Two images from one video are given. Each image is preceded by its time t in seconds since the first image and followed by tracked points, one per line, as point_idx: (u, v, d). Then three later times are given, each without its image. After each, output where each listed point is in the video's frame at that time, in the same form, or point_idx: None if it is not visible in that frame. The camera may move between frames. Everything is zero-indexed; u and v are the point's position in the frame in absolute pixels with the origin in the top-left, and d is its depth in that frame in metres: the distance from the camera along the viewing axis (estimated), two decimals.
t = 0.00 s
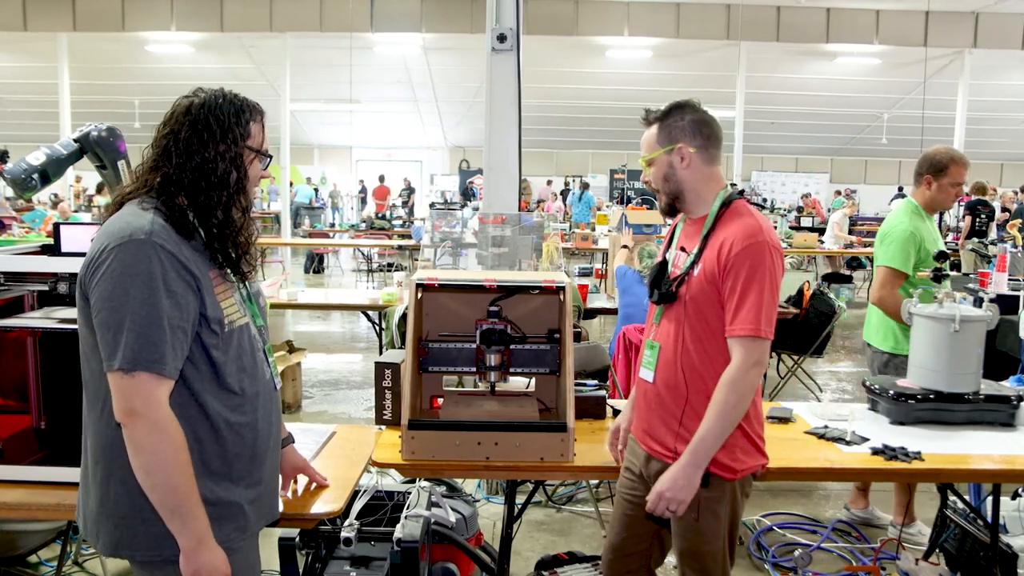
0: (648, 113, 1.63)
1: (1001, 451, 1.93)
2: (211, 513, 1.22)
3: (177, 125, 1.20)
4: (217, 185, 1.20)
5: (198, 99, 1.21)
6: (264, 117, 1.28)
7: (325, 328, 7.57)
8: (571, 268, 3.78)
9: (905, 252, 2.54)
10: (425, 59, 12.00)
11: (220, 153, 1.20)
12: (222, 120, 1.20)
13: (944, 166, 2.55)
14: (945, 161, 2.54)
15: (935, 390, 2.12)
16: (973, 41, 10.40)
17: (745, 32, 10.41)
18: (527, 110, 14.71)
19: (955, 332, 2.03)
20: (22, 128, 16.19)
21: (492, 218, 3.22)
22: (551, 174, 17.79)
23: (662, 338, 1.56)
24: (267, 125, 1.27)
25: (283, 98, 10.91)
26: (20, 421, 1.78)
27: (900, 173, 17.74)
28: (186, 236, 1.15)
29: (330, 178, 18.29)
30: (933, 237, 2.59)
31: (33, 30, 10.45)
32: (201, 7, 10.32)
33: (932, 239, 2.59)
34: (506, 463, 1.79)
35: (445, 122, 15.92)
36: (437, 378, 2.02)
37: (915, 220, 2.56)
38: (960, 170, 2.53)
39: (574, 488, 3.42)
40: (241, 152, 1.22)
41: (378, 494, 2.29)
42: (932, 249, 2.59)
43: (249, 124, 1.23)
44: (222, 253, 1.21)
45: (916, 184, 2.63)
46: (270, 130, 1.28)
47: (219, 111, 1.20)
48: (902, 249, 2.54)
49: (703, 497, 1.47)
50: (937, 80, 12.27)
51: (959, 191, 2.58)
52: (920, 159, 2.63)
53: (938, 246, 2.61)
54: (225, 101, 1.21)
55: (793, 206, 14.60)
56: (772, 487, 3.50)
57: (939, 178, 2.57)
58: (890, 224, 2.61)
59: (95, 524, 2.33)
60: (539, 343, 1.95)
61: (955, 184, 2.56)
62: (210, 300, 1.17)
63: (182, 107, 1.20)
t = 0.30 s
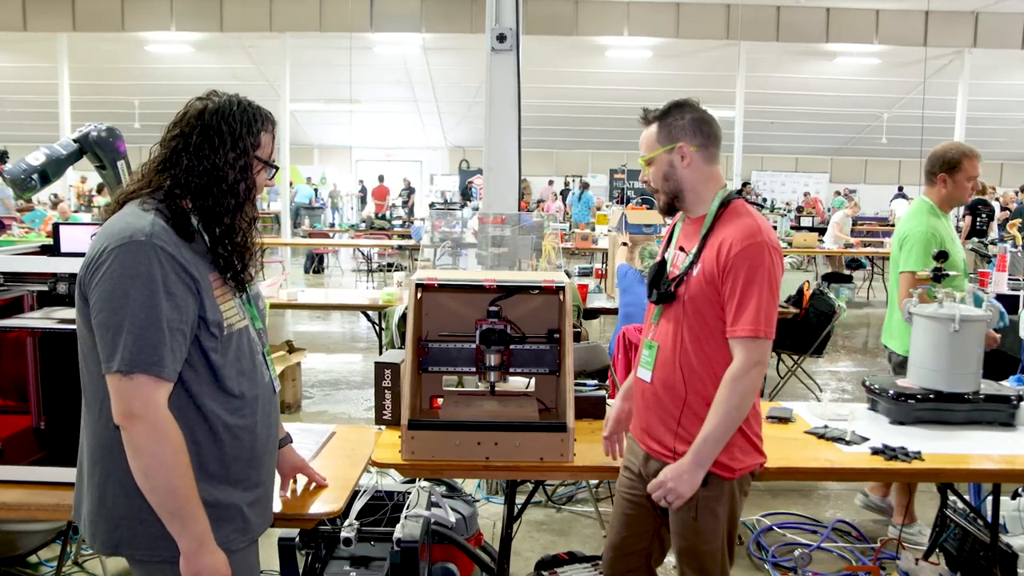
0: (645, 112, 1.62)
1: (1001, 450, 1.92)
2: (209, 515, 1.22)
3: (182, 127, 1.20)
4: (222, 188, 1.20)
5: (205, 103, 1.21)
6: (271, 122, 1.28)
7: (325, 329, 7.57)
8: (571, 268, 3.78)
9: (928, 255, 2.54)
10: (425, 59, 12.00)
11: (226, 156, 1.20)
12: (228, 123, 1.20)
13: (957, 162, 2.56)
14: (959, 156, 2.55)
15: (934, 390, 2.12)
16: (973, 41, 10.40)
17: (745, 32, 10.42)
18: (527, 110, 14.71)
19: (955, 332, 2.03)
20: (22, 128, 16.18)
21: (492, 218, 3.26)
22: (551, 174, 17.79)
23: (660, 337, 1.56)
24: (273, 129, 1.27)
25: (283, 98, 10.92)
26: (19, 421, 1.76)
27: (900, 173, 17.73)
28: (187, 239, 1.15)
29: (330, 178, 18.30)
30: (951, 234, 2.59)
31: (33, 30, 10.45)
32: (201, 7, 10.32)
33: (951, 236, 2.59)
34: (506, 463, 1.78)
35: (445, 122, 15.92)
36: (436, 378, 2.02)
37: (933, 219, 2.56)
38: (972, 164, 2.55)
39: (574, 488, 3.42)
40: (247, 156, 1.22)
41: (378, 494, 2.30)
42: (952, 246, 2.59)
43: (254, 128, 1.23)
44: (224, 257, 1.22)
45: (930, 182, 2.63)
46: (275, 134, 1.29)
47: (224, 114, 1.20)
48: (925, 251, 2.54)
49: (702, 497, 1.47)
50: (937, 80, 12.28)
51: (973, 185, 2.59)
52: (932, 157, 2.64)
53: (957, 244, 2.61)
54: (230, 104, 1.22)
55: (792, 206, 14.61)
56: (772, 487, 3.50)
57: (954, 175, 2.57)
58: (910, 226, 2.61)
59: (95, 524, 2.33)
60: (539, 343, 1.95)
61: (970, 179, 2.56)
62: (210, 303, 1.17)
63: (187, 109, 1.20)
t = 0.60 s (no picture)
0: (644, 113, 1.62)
1: (1002, 450, 1.92)
2: (208, 516, 1.22)
3: (180, 129, 1.19)
4: (219, 191, 1.20)
5: (201, 105, 1.20)
6: (269, 124, 1.27)
7: (325, 329, 7.56)
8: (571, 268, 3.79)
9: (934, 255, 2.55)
10: (425, 59, 12.01)
11: (227, 159, 1.20)
12: (227, 126, 1.20)
13: (969, 161, 2.55)
14: (970, 155, 2.54)
15: (934, 390, 2.12)
16: (973, 41, 10.41)
17: (745, 31, 10.42)
18: (527, 110, 14.70)
19: (955, 332, 2.03)
20: (22, 128, 16.18)
21: (491, 218, 3.27)
22: (551, 174, 17.79)
23: (660, 337, 1.57)
24: (273, 131, 1.27)
25: (282, 97, 10.92)
26: (19, 421, 1.76)
27: (900, 172, 17.72)
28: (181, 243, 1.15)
29: (330, 178, 18.29)
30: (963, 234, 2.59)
31: (33, 31, 10.45)
32: (201, 7, 10.32)
33: (963, 236, 2.59)
34: (506, 462, 1.78)
35: (445, 121, 15.93)
36: (436, 378, 2.01)
37: (946, 219, 2.56)
38: (984, 162, 2.54)
39: (574, 488, 3.42)
40: (245, 158, 1.22)
41: (378, 495, 2.29)
42: (964, 246, 2.59)
43: (252, 129, 1.23)
44: (223, 260, 1.22)
45: (942, 182, 2.63)
46: (273, 134, 1.28)
47: (224, 115, 1.20)
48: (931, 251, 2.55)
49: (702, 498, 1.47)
50: (937, 80, 12.28)
51: (985, 183, 2.58)
52: (944, 156, 2.63)
53: (970, 243, 2.61)
54: (226, 104, 1.21)
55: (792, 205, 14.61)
56: (772, 487, 3.50)
57: (966, 173, 2.56)
58: (920, 225, 2.62)
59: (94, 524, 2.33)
60: (539, 342, 1.95)
61: (982, 176, 2.56)
62: (204, 307, 1.17)
63: (184, 111, 1.20)
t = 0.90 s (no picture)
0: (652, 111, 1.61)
1: (1002, 450, 1.92)
2: (207, 517, 1.22)
3: (178, 131, 1.19)
4: (216, 193, 1.20)
5: (198, 106, 1.20)
6: (266, 123, 1.27)
7: (325, 328, 7.56)
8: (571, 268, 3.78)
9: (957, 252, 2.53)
10: (425, 59, 12.01)
11: (225, 162, 1.20)
12: (225, 127, 1.20)
13: (986, 162, 2.56)
14: (988, 156, 2.55)
15: (934, 389, 2.12)
16: (973, 41, 10.42)
17: (745, 31, 10.42)
18: (527, 109, 14.70)
19: (955, 331, 2.03)
20: (22, 128, 16.17)
21: (491, 218, 3.28)
22: (551, 173, 17.79)
23: (660, 337, 1.57)
24: (271, 133, 1.27)
25: (282, 97, 10.92)
26: (18, 421, 1.76)
27: (900, 172, 17.72)
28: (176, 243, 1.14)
29: (330, 178, 18.30)
30: (982, 235, 2.59)
31: (32, 31, 10.45)
32: (201, 8, 10.31)
33: (983, 236, 2.58)
34: (505, 462, 1.78)
35: (445, 121, 15.93)
36: (436, 378, 2.01)
37: (965, 219, 2.56)
38: (1003, 163, 2.54)
39: (574, 488, 3.43)
40: (242, 158, 1.22)
41: (378, 494, 2.29)
42: (983, 247, 2.59)
43: (249, 130, 1.23)
44: (220, 261, 1.22)
45: (962, 183, 2.63)
46: (271, 135, 1.28)
47: (223, 117, 1.20)
48: (954, 249, 2.54)
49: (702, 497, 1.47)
50: (937, 80, 12.29)
51: (1005, 184, 2.58)
52: (962, 157, 2.64)
53: (989, 244, 2.61)
54: (223, 105, 1.21)
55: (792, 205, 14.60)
56: (771, 487, 3.50)
57: (985, 174, 2.56)
58: (940, 223, 2.61)
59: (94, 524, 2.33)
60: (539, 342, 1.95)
61: (1002, 177, 2.55)
62: (199, 307, 1.17)
63: (180, 112, 1.20)
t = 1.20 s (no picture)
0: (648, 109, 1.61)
1: (1002, 450, 1.92)
2: (206, 516, 1.22)
3: (178, 133, 1.19)
4: (215, 194, 1.20)
5: (197, 107, 1.20)
6: (266, 124, 1.27)
7: (325, 328, 7.55)
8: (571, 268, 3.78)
9: (978, 248, 2.50)
10: (425, 59, 12.01)
11: (225, 163, 1.20)
12: (224, 127, 1.20)
13: (1007, 160, 2.53)
14: (1007, 154, 2.52)
15: (934, 389, 2.12)
16: (973, 40, 10.42)
17: (745, 30, 10.42)
18: (527, 109, 14.71)
19: (955, 331, 2.03)
20: (21, 128, 16.17)
21: (491, 218, 3.28)
22: (551, 173, 17.79)
23: (659, 337, 1.57)
24: (271, 133, 1.27)
25: (282, 97, 10.92)
26: (18, 420, 1.76)
27: (900, 172, 17.72)
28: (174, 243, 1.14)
29: (330, 178, 18.31)
30: (1004, 232, 2.55)
31: (32, 31, 10.44)
32: (201, 8, 10.31)
33: (1005, 234, 2.54)
34: (506, 462, 1.78)
35: (445, 121, 15.93)
36: (436, 377, 2.01)
37: (984, 215, 2.53)
38: None
39: (574, 487, 3.43)
40: (243, 159, 1.22)
41: (378, 494, 2.30)
42: (1005, 244, 2.54)
43: (248, 131, 1.23)
44: (220, 261, 1.22)
45: (986, 181, 2.61)
46: (271, 135, 1.28)
47: (223, 118, 1.20)
48: (972, 246, 2.52)
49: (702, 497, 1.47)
50: (937, 79, 12.30)
51: None
52: (987, 156, 2.62)
53: (1013, 243, 2.56)
54: (222, 106, 1.21)
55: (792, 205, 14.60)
56: (771, 487, 3.50)
57: (1006, 172, 2.54)
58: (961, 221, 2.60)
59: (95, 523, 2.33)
60: (538, 342, 1.95)
61: None
62: (198, 306, 1.17)
63: (179, 113, 1.19)
